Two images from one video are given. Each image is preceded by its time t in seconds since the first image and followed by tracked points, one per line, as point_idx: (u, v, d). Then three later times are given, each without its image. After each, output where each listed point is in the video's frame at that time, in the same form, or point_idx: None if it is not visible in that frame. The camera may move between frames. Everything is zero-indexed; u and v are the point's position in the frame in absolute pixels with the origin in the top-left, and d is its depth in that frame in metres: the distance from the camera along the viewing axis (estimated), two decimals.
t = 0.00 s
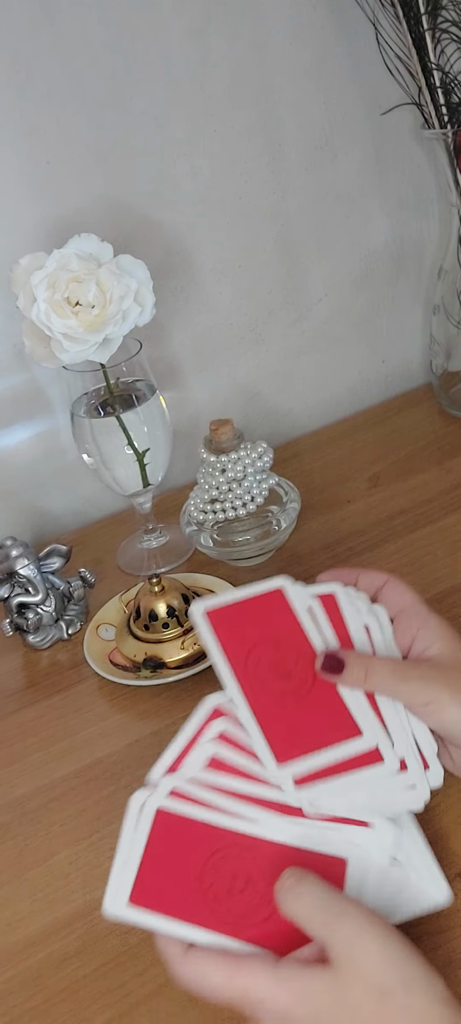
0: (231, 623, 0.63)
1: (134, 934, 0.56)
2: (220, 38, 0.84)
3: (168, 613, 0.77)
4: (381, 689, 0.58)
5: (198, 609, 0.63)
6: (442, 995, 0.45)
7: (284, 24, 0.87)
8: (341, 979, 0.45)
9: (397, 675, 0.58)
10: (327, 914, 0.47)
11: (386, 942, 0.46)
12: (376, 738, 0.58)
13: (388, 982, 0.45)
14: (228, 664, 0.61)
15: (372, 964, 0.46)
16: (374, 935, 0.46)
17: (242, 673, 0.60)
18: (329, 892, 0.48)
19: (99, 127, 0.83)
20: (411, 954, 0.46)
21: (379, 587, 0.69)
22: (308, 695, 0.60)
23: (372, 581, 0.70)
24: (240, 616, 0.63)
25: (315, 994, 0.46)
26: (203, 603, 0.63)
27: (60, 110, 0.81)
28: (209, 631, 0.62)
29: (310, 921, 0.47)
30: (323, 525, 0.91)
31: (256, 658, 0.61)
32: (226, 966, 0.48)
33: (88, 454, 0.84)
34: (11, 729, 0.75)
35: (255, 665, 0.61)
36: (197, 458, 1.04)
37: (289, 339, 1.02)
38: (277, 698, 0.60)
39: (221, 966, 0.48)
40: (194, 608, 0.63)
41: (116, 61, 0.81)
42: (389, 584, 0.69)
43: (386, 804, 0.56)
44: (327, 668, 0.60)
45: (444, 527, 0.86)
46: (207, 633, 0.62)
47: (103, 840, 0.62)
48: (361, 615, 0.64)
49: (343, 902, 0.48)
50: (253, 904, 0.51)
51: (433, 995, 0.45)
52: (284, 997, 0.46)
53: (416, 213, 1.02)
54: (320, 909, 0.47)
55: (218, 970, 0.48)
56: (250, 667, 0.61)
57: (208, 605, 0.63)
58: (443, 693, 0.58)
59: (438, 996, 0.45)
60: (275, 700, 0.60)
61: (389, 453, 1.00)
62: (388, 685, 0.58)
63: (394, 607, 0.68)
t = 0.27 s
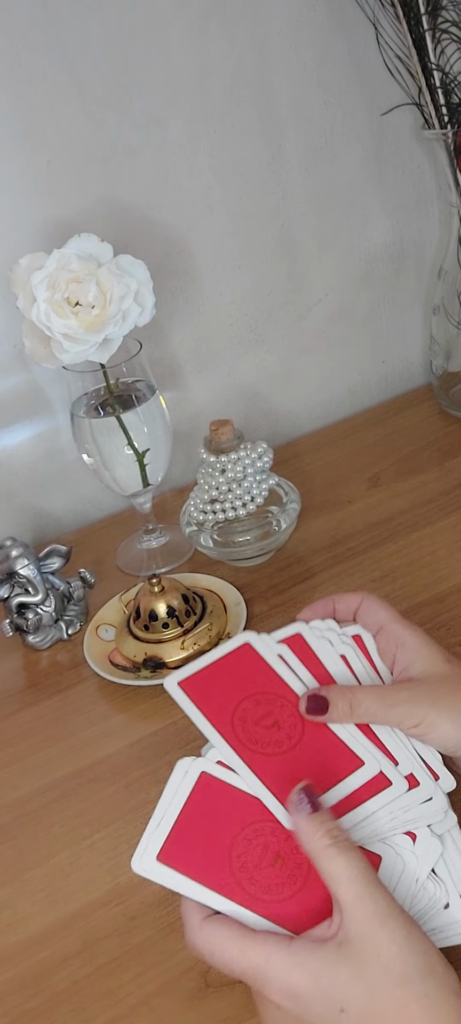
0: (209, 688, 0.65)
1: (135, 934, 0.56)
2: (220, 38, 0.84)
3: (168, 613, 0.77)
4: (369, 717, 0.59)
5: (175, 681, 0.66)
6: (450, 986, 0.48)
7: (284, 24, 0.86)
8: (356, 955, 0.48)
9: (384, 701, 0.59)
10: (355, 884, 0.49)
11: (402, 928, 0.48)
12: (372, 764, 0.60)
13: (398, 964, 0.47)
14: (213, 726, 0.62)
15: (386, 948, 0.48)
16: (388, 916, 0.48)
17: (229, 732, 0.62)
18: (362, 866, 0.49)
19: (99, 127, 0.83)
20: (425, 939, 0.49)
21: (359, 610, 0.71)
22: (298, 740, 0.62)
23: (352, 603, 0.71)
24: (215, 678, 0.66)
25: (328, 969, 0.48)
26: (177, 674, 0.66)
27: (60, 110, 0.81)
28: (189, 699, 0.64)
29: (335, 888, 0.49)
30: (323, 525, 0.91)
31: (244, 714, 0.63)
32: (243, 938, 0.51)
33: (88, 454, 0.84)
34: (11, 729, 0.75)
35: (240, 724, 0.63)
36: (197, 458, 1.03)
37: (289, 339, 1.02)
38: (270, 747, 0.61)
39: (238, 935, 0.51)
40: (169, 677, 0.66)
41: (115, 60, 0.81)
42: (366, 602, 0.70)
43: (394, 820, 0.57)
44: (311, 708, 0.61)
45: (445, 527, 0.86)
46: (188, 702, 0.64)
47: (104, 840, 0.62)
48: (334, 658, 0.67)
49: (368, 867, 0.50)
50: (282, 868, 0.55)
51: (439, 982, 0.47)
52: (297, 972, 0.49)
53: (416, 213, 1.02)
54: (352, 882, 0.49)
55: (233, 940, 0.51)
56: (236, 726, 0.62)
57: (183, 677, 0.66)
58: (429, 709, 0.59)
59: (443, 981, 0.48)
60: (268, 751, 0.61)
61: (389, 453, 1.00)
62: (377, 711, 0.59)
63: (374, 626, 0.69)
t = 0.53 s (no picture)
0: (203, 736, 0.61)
1: (134, 934, 0.55)
2: (220, 38, 0.84)
3: (167, 613, 0.77)
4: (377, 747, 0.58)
5: (167, 731, 0.62)
6: (450, 979, 0.48)
7: (285, 24, 0.86)
8: (360, 936, 0.48)
9: (389, 727, 0.58)
10: (368, 870, 0.51)
11: (406, 917, 0.49)
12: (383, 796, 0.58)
13: (401, 949, 0.48)
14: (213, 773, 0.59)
15: (389, 932, 0.48)
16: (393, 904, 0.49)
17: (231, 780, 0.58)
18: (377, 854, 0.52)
19: (99, 126, 0.83)
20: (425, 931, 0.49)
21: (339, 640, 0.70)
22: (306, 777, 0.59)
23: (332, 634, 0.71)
24: (208, 725, 0.62)
25: (332, 949, 0.48)
26: (170, 725, 0.62)
27: (60, 110, 0.81)
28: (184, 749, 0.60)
29: (345, 873, 0.51)
30: (323, 525, 0.91)
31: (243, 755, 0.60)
32: (250, 922, 0.51)
33: (88, 454, 0.84)
34: (10, 729, 0.75)
35: (240, 769, 0.59)
36: (197, 458, 1.03)
37: (290, 339, 1.02)
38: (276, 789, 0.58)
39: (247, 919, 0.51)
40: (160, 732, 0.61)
41: (115, 60, 0.81)
42: (345, 633, 0.70)
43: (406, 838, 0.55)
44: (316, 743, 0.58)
45: (445, 527, 0.86)
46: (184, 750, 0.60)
47: (103, 840, 0.62)
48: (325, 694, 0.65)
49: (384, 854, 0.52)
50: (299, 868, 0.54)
51: (438, 973, 0.48)
52: (301, 952, 0.49)
53: (416, 213, 1.02)
54: (363, 867, 0.51)
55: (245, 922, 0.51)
56: (237, 773, 0.59)
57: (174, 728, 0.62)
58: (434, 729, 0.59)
59: (443, 971, 0.48)
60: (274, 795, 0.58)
61: (389, 454, 1.00)
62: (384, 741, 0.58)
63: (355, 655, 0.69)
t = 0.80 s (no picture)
0: (156, 787, 0.60)
1: (133, 934, 0.56)
2: (220, 38, 0.84)
3: (168, 613, 0.77)
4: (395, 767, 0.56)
5: (118, 793, 0.60)
6: (444, 986, 0.46)
7: (285, 24, 0.87)
8: (351, 946, 0.47)
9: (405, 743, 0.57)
10: (356, 878, 0.49)
11: (398, 924, 0.48)
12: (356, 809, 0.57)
13: (393, 957, 0.47)
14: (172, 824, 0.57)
15: (380, 939, 0.47)
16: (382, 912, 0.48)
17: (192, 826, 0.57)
18: (366, 861, 0.50)
19: (99, 127, 0.83)
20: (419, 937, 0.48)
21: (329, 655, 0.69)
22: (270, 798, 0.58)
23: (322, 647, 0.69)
24: (163, 771, 0.61)
25: (324, 960, 0.47)
26: (122, 788, 0.60)
27: (60, 110, 0.81)
28: (139, 812, 0.58)
29: (335, 880, 0.49)
30: (322, 525, 0.91)
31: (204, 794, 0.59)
32: (239, 932, 0.50)
33: (88, 454, 0.84)
34: (10, 729, 0.75)
35: (203, 809, 0.58)
36: (197, 458, 1.04)
37: (289, 339, 1.02)
38: (241, 820, 0.57)
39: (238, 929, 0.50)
40: (112, 801, 0.59)
41: (116, 60, 0.81)
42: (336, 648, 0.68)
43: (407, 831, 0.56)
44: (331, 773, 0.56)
45: (444, 527, 0.86)
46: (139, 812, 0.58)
47: (103, 840, 0.62)
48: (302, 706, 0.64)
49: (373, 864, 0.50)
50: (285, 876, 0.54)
51: (432, 979, 0.46)
52: (293, 964, 0.48)
53: (416, 213, 1.02)
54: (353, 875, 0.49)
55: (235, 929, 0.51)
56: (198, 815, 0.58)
57: (125, 789, 0.60)
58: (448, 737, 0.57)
59: (437, 980, 0.46)
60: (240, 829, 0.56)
61: (388, 453, 1.00)
62: (395, 757, 0.56)
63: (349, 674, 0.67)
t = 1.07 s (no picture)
0: (125, 827, 0.59)
1: (132, 935, 0.56)
2: (221, 38, 0.84)
3: (168, 613, 0.77)
4: (420, 772, 0.57)
5: (87, 844, 0.58)
6: (434, 995, 0.46)
7: (285, 24, 0.86)
8: (336, 963, 0.47)
9: (426, 745, 0.58)
10: (335, 898, 0.49)
11: (381, 937, 0.47)
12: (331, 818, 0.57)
13: (378, 970, 0.46)
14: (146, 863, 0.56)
15: (365, 954, 0.47)
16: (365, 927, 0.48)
17: (168, 859, 0.56)
18: (342, 876, 0.50)
19: (99, 126, 0.83)
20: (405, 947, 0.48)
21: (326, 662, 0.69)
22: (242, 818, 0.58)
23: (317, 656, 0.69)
24: (131, 813, 0.60)
25: (308, 980, 0.47)
26: (93, 839, 0.58)
27: (60, 110, 0.81)
28: (110, 858, 0.57)
29: (315, 898, 0.49)
30: (322, 526, 0.91)
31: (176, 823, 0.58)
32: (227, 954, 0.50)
33: (88, 454, 0.84)
34: (10, 729, 0.75)
35: (173, 839, 0.57)
36: (197, 458, 1.03)
37: (289, 339, 1.02)
38: (215, 844, 0.56)
39: (224, 952, 0.50)
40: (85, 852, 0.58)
41: (116, 60, 0.81)
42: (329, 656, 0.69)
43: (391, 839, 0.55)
44: (361, 793, 0.57)
45: (444, 527, 0.86)
46: (110, 859, 0.57)
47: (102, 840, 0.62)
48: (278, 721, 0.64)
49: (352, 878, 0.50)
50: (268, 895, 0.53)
51: (419, 991, 0.46)
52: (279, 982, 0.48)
53: (416, 213, 1.02)
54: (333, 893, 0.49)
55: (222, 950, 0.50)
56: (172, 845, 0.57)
57: (94, 838, 0.59)
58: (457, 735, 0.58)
59: (425, 989, 0.46)
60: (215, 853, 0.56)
61: (389, 454, 1.00)
62: (420, 761, 0.57)
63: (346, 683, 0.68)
